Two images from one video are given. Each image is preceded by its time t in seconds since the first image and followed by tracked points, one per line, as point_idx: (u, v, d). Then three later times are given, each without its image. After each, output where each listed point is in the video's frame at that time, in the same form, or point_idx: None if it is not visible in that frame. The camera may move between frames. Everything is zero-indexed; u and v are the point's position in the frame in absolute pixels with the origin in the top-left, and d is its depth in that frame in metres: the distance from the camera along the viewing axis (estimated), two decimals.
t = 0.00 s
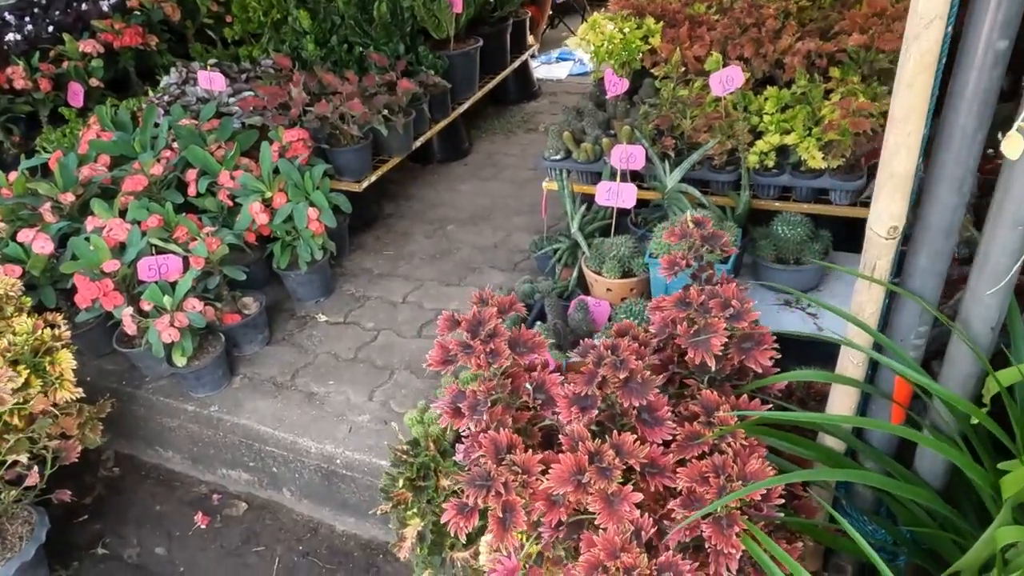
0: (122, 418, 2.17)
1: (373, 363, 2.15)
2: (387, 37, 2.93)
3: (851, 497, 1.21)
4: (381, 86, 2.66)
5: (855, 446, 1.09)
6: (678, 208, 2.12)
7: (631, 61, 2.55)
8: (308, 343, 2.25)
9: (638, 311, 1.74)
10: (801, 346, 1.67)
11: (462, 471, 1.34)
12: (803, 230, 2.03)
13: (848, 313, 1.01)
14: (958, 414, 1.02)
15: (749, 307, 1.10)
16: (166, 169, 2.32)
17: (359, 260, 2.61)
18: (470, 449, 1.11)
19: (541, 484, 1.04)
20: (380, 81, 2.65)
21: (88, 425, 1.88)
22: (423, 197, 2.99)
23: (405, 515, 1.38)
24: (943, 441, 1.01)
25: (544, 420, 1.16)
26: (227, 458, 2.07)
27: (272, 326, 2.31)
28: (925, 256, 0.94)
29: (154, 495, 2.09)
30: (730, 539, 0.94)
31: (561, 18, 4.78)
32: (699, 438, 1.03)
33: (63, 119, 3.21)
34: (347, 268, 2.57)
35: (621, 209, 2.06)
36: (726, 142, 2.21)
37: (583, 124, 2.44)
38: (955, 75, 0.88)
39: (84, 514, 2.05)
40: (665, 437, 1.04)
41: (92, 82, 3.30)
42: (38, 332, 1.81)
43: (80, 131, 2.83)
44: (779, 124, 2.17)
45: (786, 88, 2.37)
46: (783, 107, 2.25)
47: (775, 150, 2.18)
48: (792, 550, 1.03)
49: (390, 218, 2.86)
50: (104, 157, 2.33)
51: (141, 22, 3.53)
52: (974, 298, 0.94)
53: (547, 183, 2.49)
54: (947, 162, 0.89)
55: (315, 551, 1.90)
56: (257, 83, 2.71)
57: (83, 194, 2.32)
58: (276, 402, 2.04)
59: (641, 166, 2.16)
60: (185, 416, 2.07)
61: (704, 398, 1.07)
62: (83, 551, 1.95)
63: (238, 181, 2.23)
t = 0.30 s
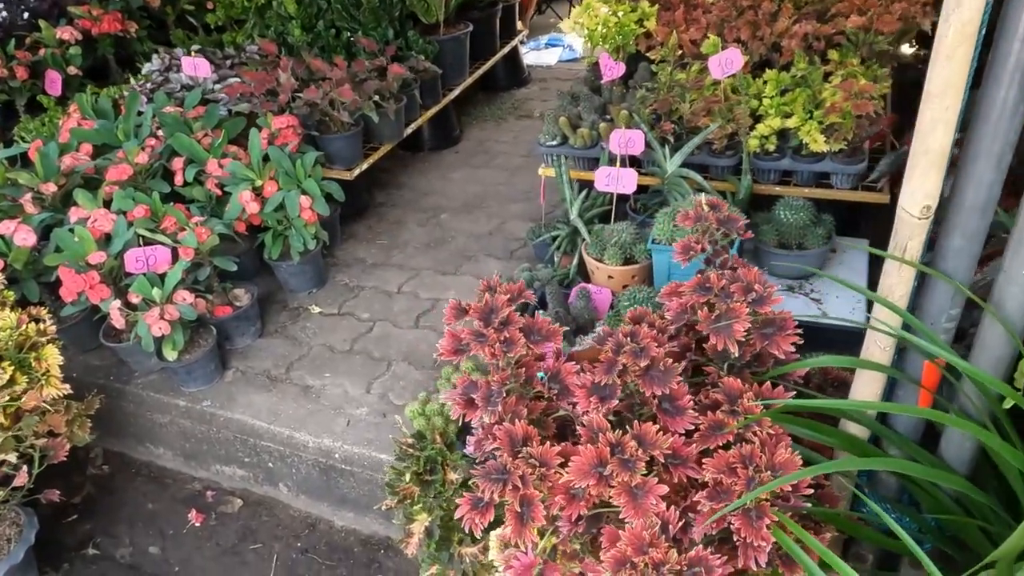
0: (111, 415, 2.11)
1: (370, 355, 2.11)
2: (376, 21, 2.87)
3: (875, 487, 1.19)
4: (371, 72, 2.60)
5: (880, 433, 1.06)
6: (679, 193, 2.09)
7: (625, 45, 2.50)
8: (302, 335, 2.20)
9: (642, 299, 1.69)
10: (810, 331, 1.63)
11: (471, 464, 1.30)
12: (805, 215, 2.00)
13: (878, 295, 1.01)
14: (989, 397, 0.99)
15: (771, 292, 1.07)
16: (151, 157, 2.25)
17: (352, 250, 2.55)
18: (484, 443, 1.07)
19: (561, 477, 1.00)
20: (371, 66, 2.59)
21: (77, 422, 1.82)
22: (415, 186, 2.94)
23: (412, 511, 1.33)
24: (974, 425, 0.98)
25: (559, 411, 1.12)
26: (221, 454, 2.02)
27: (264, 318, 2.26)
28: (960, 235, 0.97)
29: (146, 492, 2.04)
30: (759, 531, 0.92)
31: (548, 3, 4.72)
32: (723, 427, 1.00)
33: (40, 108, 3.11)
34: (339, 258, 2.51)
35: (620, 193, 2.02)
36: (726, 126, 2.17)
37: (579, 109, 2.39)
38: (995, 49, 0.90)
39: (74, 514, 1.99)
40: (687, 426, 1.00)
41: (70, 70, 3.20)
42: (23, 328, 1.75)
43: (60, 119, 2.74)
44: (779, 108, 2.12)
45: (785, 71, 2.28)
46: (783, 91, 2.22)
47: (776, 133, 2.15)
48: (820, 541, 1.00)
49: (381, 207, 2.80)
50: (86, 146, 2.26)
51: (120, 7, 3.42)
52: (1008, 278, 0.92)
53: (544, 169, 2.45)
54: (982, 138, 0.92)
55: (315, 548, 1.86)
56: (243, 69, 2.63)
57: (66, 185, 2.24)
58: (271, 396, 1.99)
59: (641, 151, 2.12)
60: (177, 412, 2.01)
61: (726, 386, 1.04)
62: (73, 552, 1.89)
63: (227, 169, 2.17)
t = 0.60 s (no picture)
0: (106, 411, 2.06)
1: (371, 348, 2.07)
2: (368, 8, 2.81)
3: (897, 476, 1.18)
4: (365, 59, 2.55)
5: (904, 422, 1.04)
6: (683, 180, 2.06)
7: (624, 31, 2.45)
8: (300, 328, 2.16)
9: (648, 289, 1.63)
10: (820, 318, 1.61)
11: (484, 459, 1.27)
12: (810, 201, 1.95)
13: (908, 284, 1.02)
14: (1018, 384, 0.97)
15: (795, 280, 1.05)
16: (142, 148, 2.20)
17: (348, 241, 2.51)
18: (503, 438, 1.05)
19: (584, 472, 0.97)
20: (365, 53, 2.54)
21: (72, 420, 1.77)
22: (410, 175, 2.90)
23: (423, 508, 1.30)
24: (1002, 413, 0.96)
25: (577, 404, 1.09)
26: (220, 451, 1.98)
27: (261, 311, 2.21)
28: (996, 218, 0.98)
29: (143, 490, 2.00)
30: (791, 526, 0.89)
31: None
32: (749, 421, 0.98)
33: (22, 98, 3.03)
34: (336, 250, 2.47)
35: (625, 181, 1.99)
36: (729, 113, 2.15)
37: (578, 96, 2.36)
38: None
39: (69, 513, 1.95)
40: (712, 419, 0.98)
41: (53, 59, 3.12)
42: (14, 324, 1.70)
43: (45, 110, 2.67)
44: (782, 93, 2.10)
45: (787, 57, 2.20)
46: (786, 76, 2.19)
47: (779, 120, 2.12)
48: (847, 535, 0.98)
49: (377, 197, 2.76)
50: (75, 136, 2.20)
51: None
52: None
53: (543, 157, 2.41)
54: (1019, 122, 0.92)
55: (318, 544, 1.82)
56: (234, 57, 2.58)
57: (54, 176, 2.19)
58: (270, 390, 1.95)
59: (643, 139, 2.09)
60: (174, 408, 1.97)
61: (751, 377, 1.02)
62: (70, 552, 1.85)
63: (221, 158, 2.12)
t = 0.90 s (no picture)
0: (89, 406, 2.01)
1: (360, 338, 2.03)
2: None
3: (899, 464, 1.16)
4: (350, 44, 2.49)
5: (909, 410, 1.02)
6: (675, 165, 2.03)
7: (614, 15, 2.40)
8: (287, 318, 2.12)
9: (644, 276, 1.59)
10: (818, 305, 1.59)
11: (480, 452, 1.24)
12: (804, 185, 1.89)
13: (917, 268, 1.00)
14: None
15: (799, 266, 1.03)
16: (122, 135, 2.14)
17: (336, 230, 2.47)
18: (500, 431, 1.02)
19: (585, 466, 0.95)
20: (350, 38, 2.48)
21: (53, 416, 1.73)
22: (398, 163, 2.85)
23: (417, 502, 1.27)
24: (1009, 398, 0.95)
25: (576, 395, 1.07)
26: (207, 445, 1.95)
27: (247, 302, 2.17)
28: (1007, 201, 0.96)
29: (129, 486, 1.95)
30: (798, 518, 0.87)
31: None
32: (753, 411, 0.95)
33: None
34: (323, 239, 2.43)
35: (617, 167, 1.96)
36: (722, 97, 2.12)
37: (568, 81, 2.31)
38: None
39: (53, 511, 1.90)
40: (716, 409, 0.95)
41: (28, 46, 3.03)
42: None
43: (21, 97, 2.60)
44: (775, 77, 2.07)
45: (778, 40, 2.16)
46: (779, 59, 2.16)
47: (772, 104, 2.10)
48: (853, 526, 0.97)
49: (364, 185, 2.72)
50: (52, 124, 2.14)
51: None
52: None
53: (534, 143, 2.37)
54: None
55: (309, 539, 1.79)
56: (216, 42, 2.51)
57: (31, 166, 2.12)
58: (258, 383, 1.91)
59: (635, 123, 2.05)
60: (159, 402, 1.92)
61: (753, 366, 1.00)
62: (55, 550, 1.81)
63: (204, 146, 2.07)
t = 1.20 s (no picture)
0: (64, 401, 1.97)
1: (342, 329, 1.99)
2: None
3: (890, 455, 1.14)
4: (330, 29, 2.44)
5: (899, 399, 0.99)
6: (662, 151, 1.99)
7: None
8: (267, 310, 2.08)
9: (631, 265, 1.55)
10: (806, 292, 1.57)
11: (461, 446, 1.21)
12: (791, 170, 1.85)
13: (908, 254, 0.97)
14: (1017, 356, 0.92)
15: (786, 253, 1.00)
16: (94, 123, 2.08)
17: (317, 219, 2.42)
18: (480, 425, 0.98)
19: (567, 461, 0.91)
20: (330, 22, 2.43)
21: (25, 412, 1.68)
22: (380, 150, 2.80)
23: (398, 498, 1.24)
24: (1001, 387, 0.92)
25: (557, 388, 1.03)
26: (186, 439, 1.90)
27: (226, 294, 2.12)
28: (1002, 183, 0.94)
29: (106, 482, 1.91)
30: (787, 513, 0.84)
31: None
32: (740, 403, 0.92)
33: None
34: (304, 228, 2.38)
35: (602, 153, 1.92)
36: (708, 80, 2.09)
37: (552, 65, 2.27)
38: None
39: (28, 509, 1.86)
40: (701, 401, 0.92)
41: None
42: None
43: None
44: (762, 60, 2.04)
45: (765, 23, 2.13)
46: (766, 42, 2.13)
47: (759, 87, 2.06)
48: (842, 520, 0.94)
49: (347, 173, 2.67)
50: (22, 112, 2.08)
51: None
52: None
53: (518, 130, 2.33)
54: None
55: (291, 534, 1.76)
56: (192, 27, 2.45)
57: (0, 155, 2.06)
58: (238, 376, 1.87)
59: (620, 109, 2.01)
60: (135, 396, 1.88)
61: (740, 356, 0.97)
62: (30, 549, 1.77)
63: (179, 133, 2.02)
